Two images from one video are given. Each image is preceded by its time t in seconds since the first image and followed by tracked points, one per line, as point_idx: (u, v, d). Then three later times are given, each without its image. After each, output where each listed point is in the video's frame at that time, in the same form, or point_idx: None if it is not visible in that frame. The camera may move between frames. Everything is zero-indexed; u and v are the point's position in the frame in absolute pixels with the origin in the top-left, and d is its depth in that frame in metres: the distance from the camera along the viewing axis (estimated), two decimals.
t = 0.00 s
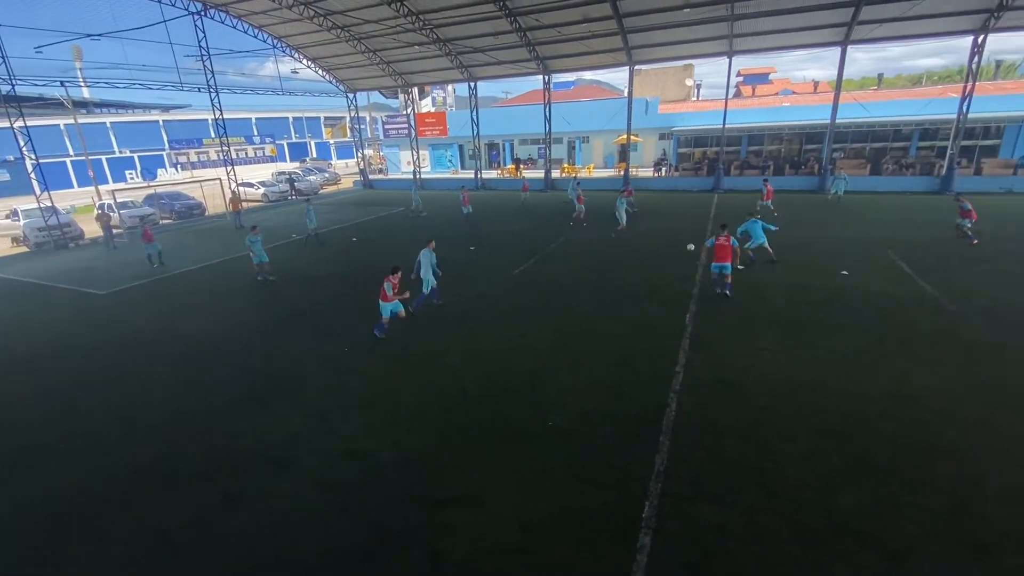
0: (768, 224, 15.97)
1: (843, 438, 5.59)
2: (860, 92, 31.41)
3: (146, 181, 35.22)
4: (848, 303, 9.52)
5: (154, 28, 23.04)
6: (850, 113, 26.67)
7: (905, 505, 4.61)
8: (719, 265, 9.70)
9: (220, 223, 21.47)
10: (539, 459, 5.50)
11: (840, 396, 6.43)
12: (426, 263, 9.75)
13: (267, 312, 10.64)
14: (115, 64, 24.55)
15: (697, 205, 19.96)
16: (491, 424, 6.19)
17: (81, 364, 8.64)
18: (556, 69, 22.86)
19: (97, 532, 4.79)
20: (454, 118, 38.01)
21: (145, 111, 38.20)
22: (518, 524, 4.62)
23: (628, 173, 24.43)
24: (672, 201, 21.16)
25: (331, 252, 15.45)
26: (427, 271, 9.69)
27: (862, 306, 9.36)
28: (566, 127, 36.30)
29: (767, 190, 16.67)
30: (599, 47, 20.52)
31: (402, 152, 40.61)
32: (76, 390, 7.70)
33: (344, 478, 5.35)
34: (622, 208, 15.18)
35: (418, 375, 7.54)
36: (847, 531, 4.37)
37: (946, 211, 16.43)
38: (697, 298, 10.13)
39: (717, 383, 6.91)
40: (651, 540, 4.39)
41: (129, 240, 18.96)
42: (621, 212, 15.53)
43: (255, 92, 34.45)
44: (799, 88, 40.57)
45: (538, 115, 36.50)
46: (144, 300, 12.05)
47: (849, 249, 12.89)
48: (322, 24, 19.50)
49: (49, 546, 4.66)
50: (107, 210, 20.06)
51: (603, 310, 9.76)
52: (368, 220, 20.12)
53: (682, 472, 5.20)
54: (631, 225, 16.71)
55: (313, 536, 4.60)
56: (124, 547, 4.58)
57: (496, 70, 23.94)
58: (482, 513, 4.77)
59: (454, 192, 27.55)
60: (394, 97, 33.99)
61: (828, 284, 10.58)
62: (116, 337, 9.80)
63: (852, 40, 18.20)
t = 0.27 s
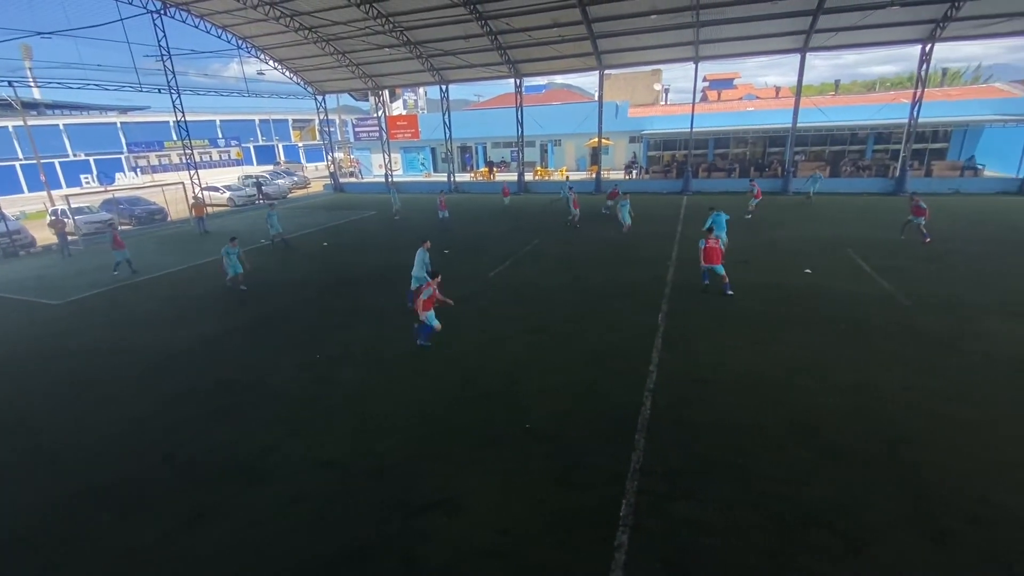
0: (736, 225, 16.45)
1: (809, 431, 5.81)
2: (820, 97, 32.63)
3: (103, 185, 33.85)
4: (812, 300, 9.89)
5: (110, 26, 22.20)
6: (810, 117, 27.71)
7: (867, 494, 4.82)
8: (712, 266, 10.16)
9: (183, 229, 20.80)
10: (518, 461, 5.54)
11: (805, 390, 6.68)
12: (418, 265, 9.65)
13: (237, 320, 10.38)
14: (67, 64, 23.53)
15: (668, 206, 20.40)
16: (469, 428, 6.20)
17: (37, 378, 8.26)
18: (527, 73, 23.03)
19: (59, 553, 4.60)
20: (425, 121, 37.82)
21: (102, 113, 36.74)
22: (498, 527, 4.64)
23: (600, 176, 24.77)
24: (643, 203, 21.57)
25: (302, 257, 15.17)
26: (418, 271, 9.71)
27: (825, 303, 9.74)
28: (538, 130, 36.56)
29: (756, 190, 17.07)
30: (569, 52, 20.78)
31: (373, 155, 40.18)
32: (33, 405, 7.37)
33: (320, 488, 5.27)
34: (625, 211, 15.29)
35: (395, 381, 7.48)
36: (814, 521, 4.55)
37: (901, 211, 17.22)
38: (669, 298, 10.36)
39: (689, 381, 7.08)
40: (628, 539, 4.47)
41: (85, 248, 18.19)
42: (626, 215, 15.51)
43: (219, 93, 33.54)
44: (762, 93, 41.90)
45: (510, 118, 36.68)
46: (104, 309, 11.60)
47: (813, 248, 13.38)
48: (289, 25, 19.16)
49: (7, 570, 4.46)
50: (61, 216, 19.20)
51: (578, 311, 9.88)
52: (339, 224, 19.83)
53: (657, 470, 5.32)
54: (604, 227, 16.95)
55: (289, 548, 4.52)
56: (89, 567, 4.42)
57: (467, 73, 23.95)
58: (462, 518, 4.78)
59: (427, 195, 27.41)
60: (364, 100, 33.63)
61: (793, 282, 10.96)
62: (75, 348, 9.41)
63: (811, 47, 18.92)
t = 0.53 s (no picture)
0: (705, 226, 16.88)
1: (776, 426, 6.01)
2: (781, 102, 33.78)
3: (55, 191, 32.34)
4: (778, 299, 10.23)
5: (62, 24, 21.30)
6: (773, 121, 28.64)
7: (832, 484, 5.02)
8: (680, 262, 10.90)
9: (143, 235, 20.07)
10: (496, 465, 5.56)
11: (772, 386, 6.91)
12: (414, 264, 10.15)
13: (204, 328, 10.09)
14: (16, 63, 22.44)
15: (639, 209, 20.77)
16: (446, 433, 6.18)
17: None
18: (499, 77, 23.14)
19: None
20: (397, 125, 37.53)
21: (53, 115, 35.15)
22: (476, 532, 4.65)
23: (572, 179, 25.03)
24: (615, 206, 21.88)
25: (272, 263, 14.84)
26: (414, 272, 10.12)
27: (789, 301, 10.10)
28: (510, 134, 36.71)
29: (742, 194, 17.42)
30: (540, 56, 20.98)
31: (343, 158, 39.62)
32: None
33: (294, 499, 5.17)
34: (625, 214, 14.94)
35: (370, 387, 7.41)
36: (783, 513, 4.71)
37: (860, 212, 17.96)
38: (642, 299, 10.56)
39: (662, 380, 7.23)
40: (605, 538, 4.53)
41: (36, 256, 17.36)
42: (627, 217, 15.04)
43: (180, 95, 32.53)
44: (727, 99, 43.11)
45: (482, 121, 36.74)
46: (60, 320, 11.10)
47: (778, 248, 13.83)
48: (254, 26, 18.77)
49: None
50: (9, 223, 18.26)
51: (553, 313, 9.97)
52: (309, 229, 19.48)
53: (632, 468, 5.41)
54: (577, 229, 17.15)
55: (262, 562, 4.42)
56: None
57: (438, 77, 23.87)
58: (440, 524, 4.77)
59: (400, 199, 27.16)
60: (333, 103, 33.12)
61: (759, 281, 11.31)
62: (27, 361, 8.96)
63: (772, 54, 19.59)
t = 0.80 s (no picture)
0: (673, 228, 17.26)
1: (743, 421, 6.21)
2: (744, 108, 34.85)
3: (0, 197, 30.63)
4: (743, 299, 10.54)
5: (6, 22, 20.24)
6: (736, 126, 29.50)
7: (797, 477, 5.21)
8: (668, 255, 11.43)
9: (97, 244, 19.24)
10: (472, 470, 5.56)
11: (740, 383, 7.14)
12: (409, 264, 10.31)
13: (166, 339, 9.74)
14: None
15: (610, 212, 21.08)
16: (422, 440, 6.14)
17: None
18: (468, 81, 23.13)
19: None
20: (365, 128, 37.03)
21: None
22: (454, 538, 4.65)
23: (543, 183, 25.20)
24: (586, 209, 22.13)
25: (238, 270, 14.45)
26: (411, 272, 10.28)
27: (754, 300, 10.44)
28: (480, 137, 36.71)
29: (732, 196, 17.49)
30: (509, 61, 21.08)
31: (311, 163, 38.86)
32: None
33: (266, 512, 5.06)
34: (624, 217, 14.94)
35: (343, 395, 7.31)
36: (751, 507, 4.86)
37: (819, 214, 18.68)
38: (614, 300, 10.74)
39: (635, 380, 7.38)
40: (582, 539, 4.59)
41: None
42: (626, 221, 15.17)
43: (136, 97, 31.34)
44: (692, 104, 44.20)
45: (452, 125, 36.66)
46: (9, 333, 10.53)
47: (744, 249, 14.25)
48: (214, 27, 18.27)
49: None
50: None
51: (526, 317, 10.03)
52: (276, 235, 19.03)
53: (607, 468, 5.50)
54: (549, 233, 17.28)
55: None
56: None
57: (407, 80, 23.70)
58: (417, 531, 4.75)
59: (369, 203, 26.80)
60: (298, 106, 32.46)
61: (726, 281, 11.65)
62: None
63: (733, 62, 20.21)
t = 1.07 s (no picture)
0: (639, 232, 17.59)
1: (709, 419, 6.39)
2: (705, 114, 35.88)
3: None
4: (708, 299, 10.85)
5: None
6: (697, 131, 30.30)
7: (761, 472, 5.41)
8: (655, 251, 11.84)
9: (43, 252, 18.27)
10: (445, 477, 5.54)
11: (705, 382, 7.34)
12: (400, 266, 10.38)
13: (120, 351, 9.32)
14: None
15: (578, 216, 21.32)
16: (394, 447, 6.09)
17: None
18: (435, 85, 23.01)
19: None
20: (330, 131, 36.34)
21: None
22: (426, 546, 4.61)
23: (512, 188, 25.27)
24: (554, 213, 22.32)
25: (197, 278, 13.96)
26: (401, 274, 10.35)
27: (718, 301, 10.74)
28: (448, 142, 36.55)
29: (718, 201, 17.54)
30: (475, 66, 21.10)
31: (273, 167, 37.84)
32: None
33: (231, 528, 4.91)
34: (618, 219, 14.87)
35: (311, 404, 7.16)
36: (719, 502, 5.02)
37: (778, 216, 19.40)
38: (583, 303, 10.88)
39: (604, 381, 7.49)
40: (554, 542, 4.63)
41: None
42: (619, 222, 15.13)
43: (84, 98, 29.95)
44: (656, 110, 45.17)
45: (419, 129, 36.43)
46: None
47: (708, 251, 14.67)
48: (168, 26, 17.64)
49: None
50: None
51: (497, 321, 10.05)
52: (237, 241, 18.47)
53: (578, 470, 5.57)
54: (519, 237, 17.35)
55: None
56: None
57: (372, 83, 23.41)
58: (389, 541, 4.69)
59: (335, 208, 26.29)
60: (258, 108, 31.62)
61: (691, 283, 11.96)
62: None
63: (694, 69, 20.78)
